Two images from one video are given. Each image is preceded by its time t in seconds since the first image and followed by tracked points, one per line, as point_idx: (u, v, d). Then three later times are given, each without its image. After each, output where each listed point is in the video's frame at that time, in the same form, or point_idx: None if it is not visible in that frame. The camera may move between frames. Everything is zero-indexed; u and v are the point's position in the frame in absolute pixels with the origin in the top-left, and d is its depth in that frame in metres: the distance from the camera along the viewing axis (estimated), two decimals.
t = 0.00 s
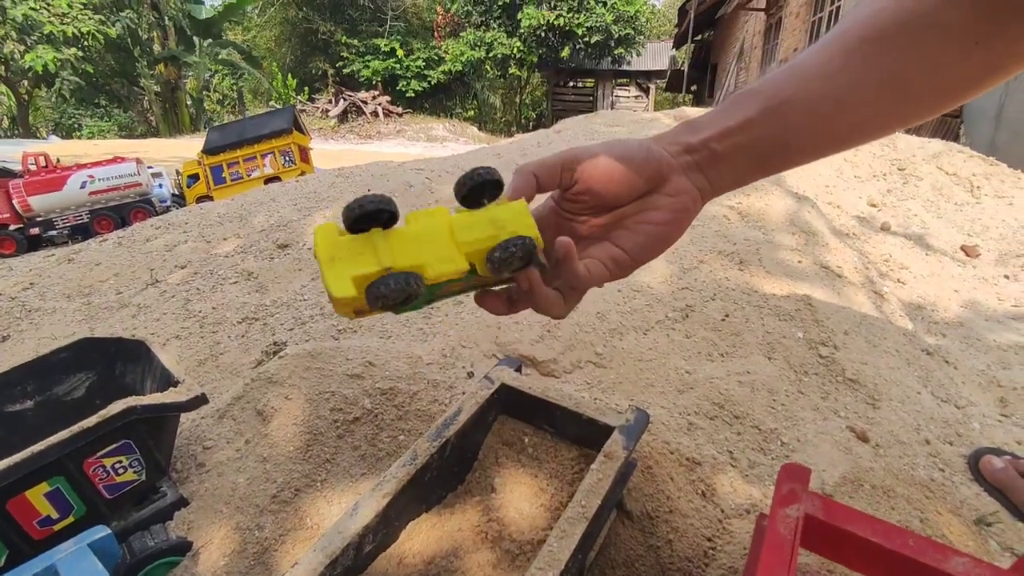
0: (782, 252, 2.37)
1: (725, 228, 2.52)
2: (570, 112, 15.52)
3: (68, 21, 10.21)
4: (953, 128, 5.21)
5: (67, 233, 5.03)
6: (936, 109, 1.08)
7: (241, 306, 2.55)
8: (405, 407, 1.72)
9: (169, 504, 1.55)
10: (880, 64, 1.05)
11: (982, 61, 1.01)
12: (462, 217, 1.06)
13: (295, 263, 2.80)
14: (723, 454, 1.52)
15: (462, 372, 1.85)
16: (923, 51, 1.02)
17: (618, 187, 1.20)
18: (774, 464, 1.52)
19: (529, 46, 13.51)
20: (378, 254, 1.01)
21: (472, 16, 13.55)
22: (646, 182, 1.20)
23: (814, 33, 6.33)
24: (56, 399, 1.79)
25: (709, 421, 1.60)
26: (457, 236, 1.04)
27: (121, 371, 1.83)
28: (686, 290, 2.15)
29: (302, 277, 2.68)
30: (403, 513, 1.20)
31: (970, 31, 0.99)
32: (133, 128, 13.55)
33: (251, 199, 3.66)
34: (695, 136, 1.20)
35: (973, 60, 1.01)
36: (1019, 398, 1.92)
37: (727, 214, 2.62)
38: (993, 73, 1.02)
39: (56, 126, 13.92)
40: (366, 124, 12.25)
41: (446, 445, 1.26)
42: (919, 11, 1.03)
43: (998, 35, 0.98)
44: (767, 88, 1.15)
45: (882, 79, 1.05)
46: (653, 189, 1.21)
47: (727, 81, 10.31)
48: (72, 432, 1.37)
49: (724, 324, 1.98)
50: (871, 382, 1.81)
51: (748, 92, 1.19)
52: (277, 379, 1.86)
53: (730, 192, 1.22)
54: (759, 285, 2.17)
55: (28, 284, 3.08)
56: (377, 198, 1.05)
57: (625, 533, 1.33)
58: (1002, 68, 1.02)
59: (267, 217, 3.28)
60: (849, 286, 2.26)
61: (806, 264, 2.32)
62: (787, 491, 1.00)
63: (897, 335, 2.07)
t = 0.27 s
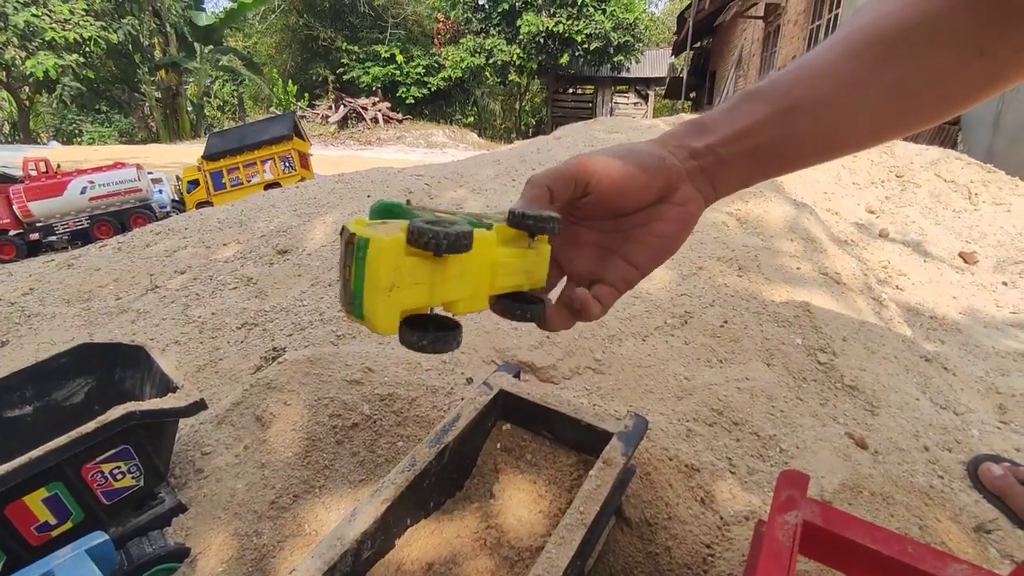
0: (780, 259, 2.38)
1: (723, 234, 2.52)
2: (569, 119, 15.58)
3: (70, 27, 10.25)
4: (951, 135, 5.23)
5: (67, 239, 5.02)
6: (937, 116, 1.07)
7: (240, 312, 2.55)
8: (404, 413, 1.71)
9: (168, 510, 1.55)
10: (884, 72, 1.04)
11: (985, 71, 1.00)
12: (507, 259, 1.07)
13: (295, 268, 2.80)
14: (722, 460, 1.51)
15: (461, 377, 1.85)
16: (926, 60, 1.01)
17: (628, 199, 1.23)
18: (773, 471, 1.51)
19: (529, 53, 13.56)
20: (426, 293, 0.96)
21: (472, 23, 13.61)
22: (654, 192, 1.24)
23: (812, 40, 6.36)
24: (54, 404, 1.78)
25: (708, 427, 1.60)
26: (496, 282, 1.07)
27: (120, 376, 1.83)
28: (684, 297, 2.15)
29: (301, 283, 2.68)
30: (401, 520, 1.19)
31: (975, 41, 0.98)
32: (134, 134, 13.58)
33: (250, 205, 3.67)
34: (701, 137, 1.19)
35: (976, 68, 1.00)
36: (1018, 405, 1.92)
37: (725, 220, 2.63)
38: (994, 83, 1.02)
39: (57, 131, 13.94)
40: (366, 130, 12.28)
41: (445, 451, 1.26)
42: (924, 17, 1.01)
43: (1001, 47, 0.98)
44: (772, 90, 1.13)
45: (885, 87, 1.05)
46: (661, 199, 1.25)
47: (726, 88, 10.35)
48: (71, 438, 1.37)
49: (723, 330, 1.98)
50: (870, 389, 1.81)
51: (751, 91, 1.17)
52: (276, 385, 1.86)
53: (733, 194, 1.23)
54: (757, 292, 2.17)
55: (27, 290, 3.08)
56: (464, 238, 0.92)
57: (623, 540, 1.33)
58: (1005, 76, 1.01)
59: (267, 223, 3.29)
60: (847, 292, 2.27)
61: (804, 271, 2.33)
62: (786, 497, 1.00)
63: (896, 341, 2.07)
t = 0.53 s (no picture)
0: (780, 260, 2.38)
1: (723, 236, 2.52)
2: (569, 122, 15.61)
3: (70, 30, 10.25)
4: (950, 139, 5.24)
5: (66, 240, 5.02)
6: (939, 118, 1.07)
7: (239, 313, 2.54)
8: (403, 413, 1.71)
9: (166, 510, 1.55)
10: (888, 73, 1.04)
11: (987, 72, 1.00)
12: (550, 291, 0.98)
13: (294, 270, 2.80)
14: (722, 461, 1.51)
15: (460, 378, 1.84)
16: (928, 62, 1.01)
17: (650, 206, 1.22)
18: (773, 472, 1.51)
19: (528, 56, 13.58)
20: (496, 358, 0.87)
21: (472, 27, 13.63)
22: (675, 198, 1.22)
23: (811, 44, 6.38)
24: (52, 404, 1.78)
25: (708, 429, 1.60)
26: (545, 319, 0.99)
27: (118, 376, 1.82)
28: (684, 298, 2.15)
29: (301, 284, 2.68)
30: (400, 520, 1.19)
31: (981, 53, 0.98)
32: (134, 136, 13.58)
33: (250, 206, 3.67)
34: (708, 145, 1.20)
35: (978, 70, 1.00)
36: (1017, 407, 1.92)
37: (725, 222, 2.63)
38: (999, 83, 1.02)
39: (57, 133, 13.91)
40: (366, 133, 12.29)
41: (444, 451, 1.25)
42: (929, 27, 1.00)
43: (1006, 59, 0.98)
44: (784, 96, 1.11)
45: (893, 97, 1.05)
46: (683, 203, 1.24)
47: (725, 92, 10.37)
48: (69, 437, 1.36)
49: (723, 332, 1.98)
50: (870, 390, 1.81)
51: (756, 98, 1.17)
52: (275, 386, 1.85)
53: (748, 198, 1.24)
54: (757, 294, 2.17)
55: (26, 291, 3.07)
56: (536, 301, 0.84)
57: (623, 541, 1.32)
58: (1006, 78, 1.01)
59: (266, 224, 3.28)
60: (846, 294, 2.27)
61: (804, 273, 2.33)
62: (786, 497, 0.99)
63: (896, 343, 2.07)
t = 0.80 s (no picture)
0: (780, 261, 2.38)
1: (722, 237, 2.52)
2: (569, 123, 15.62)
3: (70, 30, 10.24)
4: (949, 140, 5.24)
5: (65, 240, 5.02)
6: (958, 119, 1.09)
7: (237, 313, 2.54)
8: (402, 413, 1.70)
9: (162, 510, 1.54)
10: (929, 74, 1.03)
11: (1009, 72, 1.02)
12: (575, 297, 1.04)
13: (293, 269, 2.79)
14: (721, 461, 1.51)
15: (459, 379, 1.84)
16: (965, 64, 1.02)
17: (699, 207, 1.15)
18: (772, 473, 1.51)
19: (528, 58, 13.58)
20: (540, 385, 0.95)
21: (472, 28, 13.63)
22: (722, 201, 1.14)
23: (811, 45, 6.38)
24: (49, 403, 1.78)
25: (707, 429, 1.59)
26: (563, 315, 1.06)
27: (115, 376, 1.82)
28: (683, 298, 2.15)
29: (300, 284, 2.67)
30: (398, 519, 1.18)
31: (983, 52, 1.00)
32: (133, 137, 13.58)
33: (249, 206, 3.66)
34: (754, 146, 1.11)
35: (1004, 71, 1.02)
36: (1017, 407, 1.92)
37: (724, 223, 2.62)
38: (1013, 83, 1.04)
39: (57, 133, 13.90)
40: (366, 134, 12.29)
41: (442, 450, 1.25)
42: (929, 32, 1.03)
43: (1013, 55, 0.99)
44: (792, 109, 1.10)
45: (908, 102, 1.05)
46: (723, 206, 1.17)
47: (725, 93, 10.35)
48: (65, 436, 1.36)
49: (722, 332, 1.98)
50: (869, 391, 1.80)
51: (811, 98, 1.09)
52: (273, 385, 1.85)
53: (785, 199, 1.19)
54: (756, 294, 2.17)
55: (24, 290, 3.07)
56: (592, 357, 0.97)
57: (622, 541, 1.31)
58: None
59: (265, 224, 3.28)
60: (845, 295, 2.27)
61: (803, 273, 2.33)
62: (785, 496, 0.99)
63: (895, 344, 2.07)
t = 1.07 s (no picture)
0: (779, 261, 2.38)
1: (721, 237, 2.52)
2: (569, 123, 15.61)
3: (70, 30, 10.23)
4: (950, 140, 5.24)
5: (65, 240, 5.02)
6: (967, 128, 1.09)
7: (237, 312, 2.54)
8: (401, 412, 1.70)
9: (161, 510, 1.53)
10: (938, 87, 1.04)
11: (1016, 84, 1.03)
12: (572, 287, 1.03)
13: (293, 269, 2.79)
14: (720, 461, 1.51)
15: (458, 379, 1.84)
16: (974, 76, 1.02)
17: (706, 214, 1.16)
18: (770, 472, 1.51)
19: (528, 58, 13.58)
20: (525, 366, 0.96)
21: (472, 28, 13.63)
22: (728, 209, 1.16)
23: (811, 45, 6.38)
24: (49, 403, 1.78)
25: (706, 429, 1.59)
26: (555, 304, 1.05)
27: (115, 375, 1.82)
28: (682, 298, 2.15)
29: (299, 283, 2.67)
30: (396, 519, 1.18)
31: (991, 66, 1.01)
32: (133, 137, 13.58)
33: (248, 206, 3.66)
34: (765, 158, 1.13)
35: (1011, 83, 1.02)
36: (1015, 407, 1.92)
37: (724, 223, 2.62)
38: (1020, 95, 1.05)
39: (57, 133, 13.90)
40: (366, 134, 12.30)
41: (441, 450, 1.25)
42: (936, 46, 1.04)
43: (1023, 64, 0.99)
44: (801, 124, 1.13)
45: (916, 112, 1.05)
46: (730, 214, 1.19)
47: (726, 93, 10.35)
48: (65, 435, 1.36)
49: (721, 332, 1.98)
50: (868, 390, 1.81)
51: (820, 111, 1.11)
52: (273, 385, 1.85)
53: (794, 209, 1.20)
54: (755, 294, 2.17)
55: (24, 290, 3.07)
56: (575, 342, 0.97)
57: (620, 541, 1.31)
58: None
59: (264, 224, 3.28)
60: (844, 294, 2.27)
61: (802, 273, 2.33)
62: (783, 496, 0.99)
63: (894, 344, 2.07)
